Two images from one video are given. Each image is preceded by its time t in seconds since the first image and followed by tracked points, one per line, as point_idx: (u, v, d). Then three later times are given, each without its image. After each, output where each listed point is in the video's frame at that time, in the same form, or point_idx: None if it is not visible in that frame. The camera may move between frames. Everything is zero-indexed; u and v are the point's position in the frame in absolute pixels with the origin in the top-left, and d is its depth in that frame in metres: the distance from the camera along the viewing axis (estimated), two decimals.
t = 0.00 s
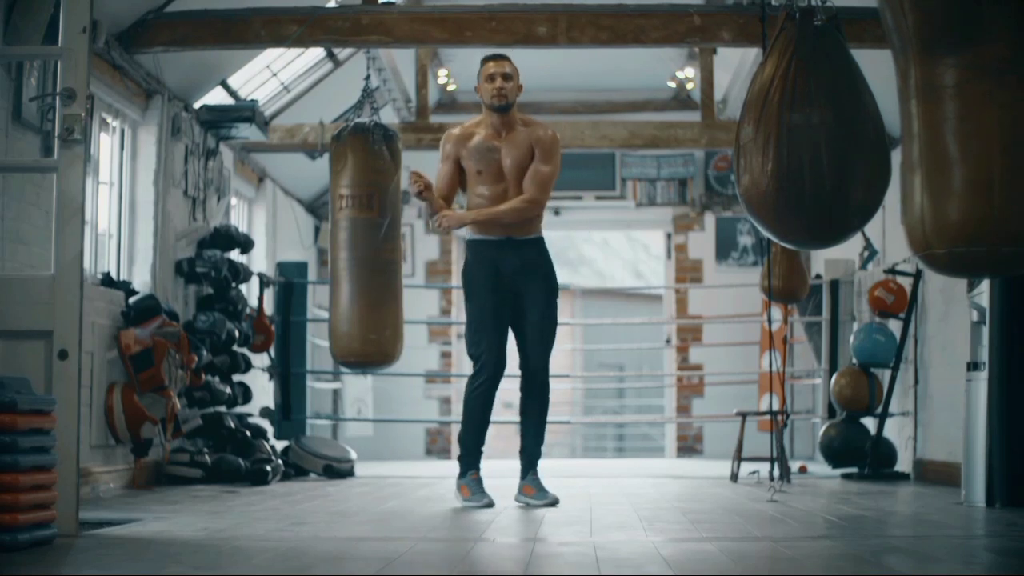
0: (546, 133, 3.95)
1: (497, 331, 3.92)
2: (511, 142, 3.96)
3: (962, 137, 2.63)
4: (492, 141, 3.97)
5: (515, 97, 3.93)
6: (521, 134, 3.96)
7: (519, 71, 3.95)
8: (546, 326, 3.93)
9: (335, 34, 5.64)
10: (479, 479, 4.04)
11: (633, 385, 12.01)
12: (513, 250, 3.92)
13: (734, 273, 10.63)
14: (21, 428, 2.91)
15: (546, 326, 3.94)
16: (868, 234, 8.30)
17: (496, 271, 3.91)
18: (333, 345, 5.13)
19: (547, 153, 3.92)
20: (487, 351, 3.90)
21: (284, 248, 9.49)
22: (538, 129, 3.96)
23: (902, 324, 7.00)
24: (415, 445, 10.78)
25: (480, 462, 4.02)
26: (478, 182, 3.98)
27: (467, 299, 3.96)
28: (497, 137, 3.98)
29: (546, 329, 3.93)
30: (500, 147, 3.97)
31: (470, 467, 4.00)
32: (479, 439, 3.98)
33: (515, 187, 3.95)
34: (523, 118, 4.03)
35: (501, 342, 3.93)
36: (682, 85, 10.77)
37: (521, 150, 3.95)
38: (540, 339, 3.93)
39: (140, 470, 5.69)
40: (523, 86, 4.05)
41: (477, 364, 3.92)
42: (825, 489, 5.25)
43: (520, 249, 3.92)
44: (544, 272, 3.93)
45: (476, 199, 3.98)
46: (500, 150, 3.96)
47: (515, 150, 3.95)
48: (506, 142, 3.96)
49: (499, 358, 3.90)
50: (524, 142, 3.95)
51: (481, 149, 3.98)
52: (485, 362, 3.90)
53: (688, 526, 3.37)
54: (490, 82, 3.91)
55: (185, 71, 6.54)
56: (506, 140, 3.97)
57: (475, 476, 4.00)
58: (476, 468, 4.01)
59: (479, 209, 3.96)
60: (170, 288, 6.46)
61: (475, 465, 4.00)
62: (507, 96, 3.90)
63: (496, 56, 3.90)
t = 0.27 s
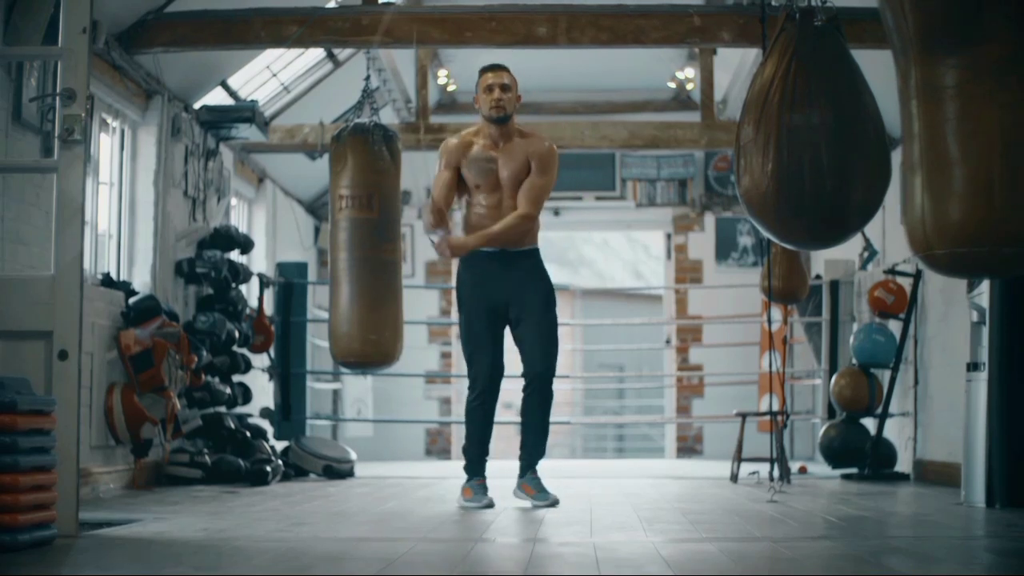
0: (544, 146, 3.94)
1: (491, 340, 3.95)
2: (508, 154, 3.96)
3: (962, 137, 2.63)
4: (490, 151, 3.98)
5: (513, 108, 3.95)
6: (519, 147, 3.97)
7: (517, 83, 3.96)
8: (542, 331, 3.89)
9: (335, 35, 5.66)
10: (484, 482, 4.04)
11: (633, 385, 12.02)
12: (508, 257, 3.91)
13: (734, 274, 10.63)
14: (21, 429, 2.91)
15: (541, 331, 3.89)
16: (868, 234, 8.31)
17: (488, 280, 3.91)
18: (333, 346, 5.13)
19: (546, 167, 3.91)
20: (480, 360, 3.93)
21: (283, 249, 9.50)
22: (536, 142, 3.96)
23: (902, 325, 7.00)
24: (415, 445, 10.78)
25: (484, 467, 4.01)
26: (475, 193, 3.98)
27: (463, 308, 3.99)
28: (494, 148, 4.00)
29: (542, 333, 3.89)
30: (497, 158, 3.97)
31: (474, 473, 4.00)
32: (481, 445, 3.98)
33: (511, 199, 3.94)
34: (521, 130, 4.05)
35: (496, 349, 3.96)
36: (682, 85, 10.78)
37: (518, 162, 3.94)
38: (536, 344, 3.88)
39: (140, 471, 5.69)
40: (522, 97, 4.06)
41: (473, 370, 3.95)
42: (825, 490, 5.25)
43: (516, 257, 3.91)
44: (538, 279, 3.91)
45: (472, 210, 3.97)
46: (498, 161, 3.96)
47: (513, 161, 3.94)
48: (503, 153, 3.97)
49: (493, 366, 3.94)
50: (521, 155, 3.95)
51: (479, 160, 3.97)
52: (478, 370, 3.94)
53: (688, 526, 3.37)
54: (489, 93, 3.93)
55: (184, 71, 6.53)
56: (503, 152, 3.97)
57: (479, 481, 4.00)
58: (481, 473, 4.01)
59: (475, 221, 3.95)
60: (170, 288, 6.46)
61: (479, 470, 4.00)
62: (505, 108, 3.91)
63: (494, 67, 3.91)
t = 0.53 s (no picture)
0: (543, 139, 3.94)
1: (485, 336, 3.94)
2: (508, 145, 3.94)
3: (963, 137, 2.63)
4: (490, 143, 3.95)
5: (512, 100, 3.92)
6: (518, 139, 3.95)
7: (516, 75, 3.93)
8: (534, 327, 3.87)
9: (334, 35, 5.63)
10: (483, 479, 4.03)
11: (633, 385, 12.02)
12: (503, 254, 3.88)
13: (734, 274, 10.62)
14: (22, 429, 2.91)
15: (534, 328, 3.87)
16: (868, 235, 8.31)
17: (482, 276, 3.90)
18: (333, 346, 5.13)
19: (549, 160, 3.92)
20: (473, 355, 3.93)
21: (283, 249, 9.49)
22: (535, 135, 3.96)
23: (901, 325, 7.00)
24: (415, 445, 10.78)
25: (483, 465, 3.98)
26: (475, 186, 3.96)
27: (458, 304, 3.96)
28: (494, 140, 3.96)
29: (534, 330, 3.87)
30: (497, 150, 3.94)
31: (473, 471, 3.97)
32: (478, 442, 3.95)
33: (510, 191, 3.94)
34: (520, 122, 4.03)
35: (489, 345, 3.95)
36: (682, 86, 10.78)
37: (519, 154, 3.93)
38: (528, 340, 3.86)
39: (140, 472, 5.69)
40: (520, 89, 4.03)
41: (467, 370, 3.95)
42: (825, 490, 5.26)
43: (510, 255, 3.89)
44: (531, 275, 3.89)
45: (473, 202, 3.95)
46: (498, 153, 3.94)
47: (513, 153, 3.93)
48: (503, 145, 3.95)
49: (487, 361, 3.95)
50: (522, 147, 3.93)
51: (479, 151, 3.94)
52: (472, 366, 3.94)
53: (688, 526, 3.37)
54: (489, 85, 3.89)
55: (185, 71, 6.53)
56: (503, 143, 3.95)
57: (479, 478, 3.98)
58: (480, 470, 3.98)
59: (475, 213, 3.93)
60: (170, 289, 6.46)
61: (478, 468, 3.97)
62: (505, 100, 3.89)
63: (494, 59, 3.88)
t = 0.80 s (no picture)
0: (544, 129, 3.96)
1: (480, 331, 3.94)
2: (508, 135, 3.95)
3: (963, 139, 2.63)
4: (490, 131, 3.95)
5: (512, 90, 3.92)
6: (518, 128, 3.96)
7: (515, 65, 3.93)
8: (524, 321, 3.86)
9: (335, 35, 5.63)
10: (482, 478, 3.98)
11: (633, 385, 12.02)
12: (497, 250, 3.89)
13: (734, 274, 10.62)
14: (22, 430, 2.91)
15: (524, 322, 3.86)
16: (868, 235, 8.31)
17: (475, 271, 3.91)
18: (333, 346, 5.13)
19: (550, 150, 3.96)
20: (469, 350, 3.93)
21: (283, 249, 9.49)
22: (534, 124, 3.97)
23: (902, 325, 7.00)
24: (415, 446, 10.78)
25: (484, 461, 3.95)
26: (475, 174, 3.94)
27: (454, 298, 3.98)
28: (495, 129, 3.97)
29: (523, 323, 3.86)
30: (498, 138, 3.94)
31: (475, 466, 3.94)
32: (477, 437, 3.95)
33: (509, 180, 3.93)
34: (519, 113, 4.03)
35: (485, 339, 3.94)
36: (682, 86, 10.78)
37: (518, 143, 3.94)
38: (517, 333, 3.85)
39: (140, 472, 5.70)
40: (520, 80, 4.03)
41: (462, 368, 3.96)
42: (825, 491, 5.25)
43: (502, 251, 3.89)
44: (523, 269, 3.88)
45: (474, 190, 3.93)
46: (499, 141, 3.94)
47: (513, 143, 3.94)
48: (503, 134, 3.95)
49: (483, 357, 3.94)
50: (522, 136, 3.94)
51: (480, 139, 3.93)
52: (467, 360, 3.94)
53: (688, 527, 3.38)
54: (488, 76, 3.88)
55: (185, 72, 6.53)
56: (503, 132, 3.96)
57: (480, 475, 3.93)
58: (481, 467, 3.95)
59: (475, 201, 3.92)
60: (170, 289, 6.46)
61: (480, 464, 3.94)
62: (505, 89, 3.89)
63: (493, 49, 3.87)
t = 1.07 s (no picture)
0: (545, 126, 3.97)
1: (479, 333, 3.95)
2: (508, 133, 3.95)
3: (963, 139, 2.63)
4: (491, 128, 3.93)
5: (513, 90, 3.92)
6: (519, 126, 3.95)
7: (516, 65, 3.93)
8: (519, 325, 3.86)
9: (335, 36, 5.64)
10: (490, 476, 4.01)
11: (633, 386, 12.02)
12: (495, 253, 3.89)
13: (734, 275, 10.62)
14: (22, 430, 2.92)
15: (519, 325, 3.87)
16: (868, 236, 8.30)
17: (474, 272, 3.91)
18: (333, 346, 5.13)
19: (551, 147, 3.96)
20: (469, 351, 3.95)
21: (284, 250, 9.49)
22: (535, 122, 3.97)
23: (902, 326, 7.00)
24: (415, 446, 10.79)
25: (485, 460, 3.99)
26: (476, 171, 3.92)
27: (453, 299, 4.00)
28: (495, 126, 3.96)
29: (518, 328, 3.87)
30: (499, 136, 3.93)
31: (475, 464, 3.99)
32: (478, 437, 3.99)
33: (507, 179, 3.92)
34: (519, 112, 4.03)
35: (484, 341, 3.95)
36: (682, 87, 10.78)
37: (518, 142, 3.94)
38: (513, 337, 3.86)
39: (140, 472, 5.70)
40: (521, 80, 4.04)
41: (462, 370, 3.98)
42: (825, 492, 5.26)
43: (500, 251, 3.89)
44: (521, 270, 3.88)
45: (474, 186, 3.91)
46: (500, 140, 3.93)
47: (513, 142, 3.94)
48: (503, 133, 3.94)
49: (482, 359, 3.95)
50: (523, 134, 3.94)
51: (482, 136, 3.91)
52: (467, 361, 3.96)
53: (688, 527, 3.38)
54: (489, 74, 3.89)
55: (185, 72, 6.53)
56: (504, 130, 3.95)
57: (479, 473, 3.99)
58: (481, 466, 4.00)
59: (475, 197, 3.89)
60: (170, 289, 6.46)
61: (479, 463, 3.98)
62: (506, 88, 3.89)
63: (495, 48, 3.88)
